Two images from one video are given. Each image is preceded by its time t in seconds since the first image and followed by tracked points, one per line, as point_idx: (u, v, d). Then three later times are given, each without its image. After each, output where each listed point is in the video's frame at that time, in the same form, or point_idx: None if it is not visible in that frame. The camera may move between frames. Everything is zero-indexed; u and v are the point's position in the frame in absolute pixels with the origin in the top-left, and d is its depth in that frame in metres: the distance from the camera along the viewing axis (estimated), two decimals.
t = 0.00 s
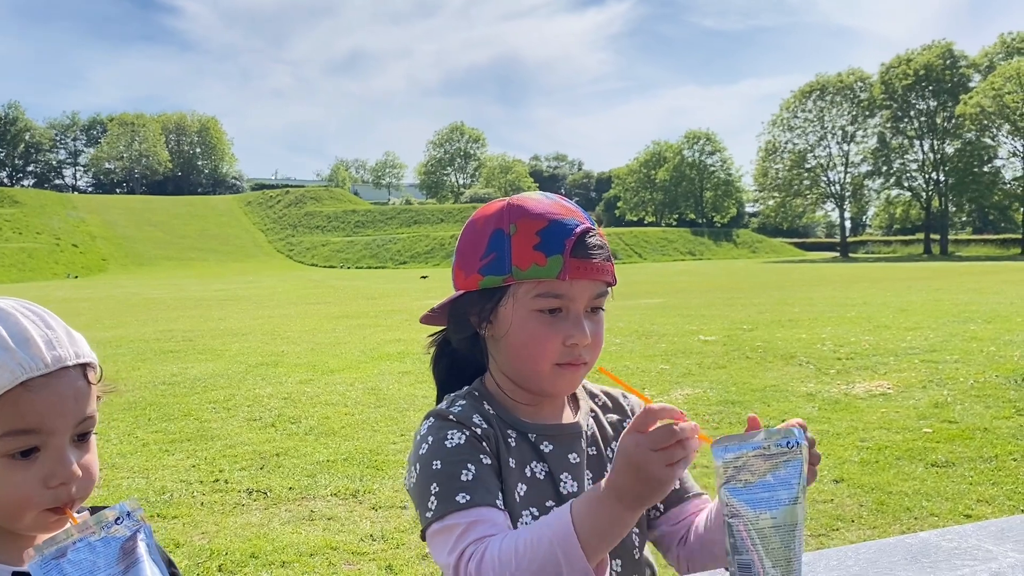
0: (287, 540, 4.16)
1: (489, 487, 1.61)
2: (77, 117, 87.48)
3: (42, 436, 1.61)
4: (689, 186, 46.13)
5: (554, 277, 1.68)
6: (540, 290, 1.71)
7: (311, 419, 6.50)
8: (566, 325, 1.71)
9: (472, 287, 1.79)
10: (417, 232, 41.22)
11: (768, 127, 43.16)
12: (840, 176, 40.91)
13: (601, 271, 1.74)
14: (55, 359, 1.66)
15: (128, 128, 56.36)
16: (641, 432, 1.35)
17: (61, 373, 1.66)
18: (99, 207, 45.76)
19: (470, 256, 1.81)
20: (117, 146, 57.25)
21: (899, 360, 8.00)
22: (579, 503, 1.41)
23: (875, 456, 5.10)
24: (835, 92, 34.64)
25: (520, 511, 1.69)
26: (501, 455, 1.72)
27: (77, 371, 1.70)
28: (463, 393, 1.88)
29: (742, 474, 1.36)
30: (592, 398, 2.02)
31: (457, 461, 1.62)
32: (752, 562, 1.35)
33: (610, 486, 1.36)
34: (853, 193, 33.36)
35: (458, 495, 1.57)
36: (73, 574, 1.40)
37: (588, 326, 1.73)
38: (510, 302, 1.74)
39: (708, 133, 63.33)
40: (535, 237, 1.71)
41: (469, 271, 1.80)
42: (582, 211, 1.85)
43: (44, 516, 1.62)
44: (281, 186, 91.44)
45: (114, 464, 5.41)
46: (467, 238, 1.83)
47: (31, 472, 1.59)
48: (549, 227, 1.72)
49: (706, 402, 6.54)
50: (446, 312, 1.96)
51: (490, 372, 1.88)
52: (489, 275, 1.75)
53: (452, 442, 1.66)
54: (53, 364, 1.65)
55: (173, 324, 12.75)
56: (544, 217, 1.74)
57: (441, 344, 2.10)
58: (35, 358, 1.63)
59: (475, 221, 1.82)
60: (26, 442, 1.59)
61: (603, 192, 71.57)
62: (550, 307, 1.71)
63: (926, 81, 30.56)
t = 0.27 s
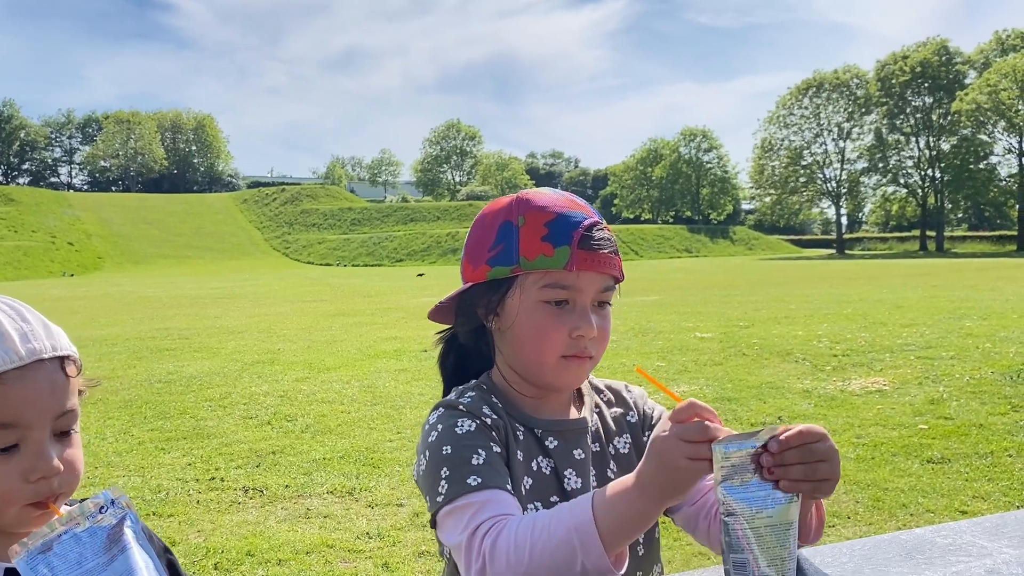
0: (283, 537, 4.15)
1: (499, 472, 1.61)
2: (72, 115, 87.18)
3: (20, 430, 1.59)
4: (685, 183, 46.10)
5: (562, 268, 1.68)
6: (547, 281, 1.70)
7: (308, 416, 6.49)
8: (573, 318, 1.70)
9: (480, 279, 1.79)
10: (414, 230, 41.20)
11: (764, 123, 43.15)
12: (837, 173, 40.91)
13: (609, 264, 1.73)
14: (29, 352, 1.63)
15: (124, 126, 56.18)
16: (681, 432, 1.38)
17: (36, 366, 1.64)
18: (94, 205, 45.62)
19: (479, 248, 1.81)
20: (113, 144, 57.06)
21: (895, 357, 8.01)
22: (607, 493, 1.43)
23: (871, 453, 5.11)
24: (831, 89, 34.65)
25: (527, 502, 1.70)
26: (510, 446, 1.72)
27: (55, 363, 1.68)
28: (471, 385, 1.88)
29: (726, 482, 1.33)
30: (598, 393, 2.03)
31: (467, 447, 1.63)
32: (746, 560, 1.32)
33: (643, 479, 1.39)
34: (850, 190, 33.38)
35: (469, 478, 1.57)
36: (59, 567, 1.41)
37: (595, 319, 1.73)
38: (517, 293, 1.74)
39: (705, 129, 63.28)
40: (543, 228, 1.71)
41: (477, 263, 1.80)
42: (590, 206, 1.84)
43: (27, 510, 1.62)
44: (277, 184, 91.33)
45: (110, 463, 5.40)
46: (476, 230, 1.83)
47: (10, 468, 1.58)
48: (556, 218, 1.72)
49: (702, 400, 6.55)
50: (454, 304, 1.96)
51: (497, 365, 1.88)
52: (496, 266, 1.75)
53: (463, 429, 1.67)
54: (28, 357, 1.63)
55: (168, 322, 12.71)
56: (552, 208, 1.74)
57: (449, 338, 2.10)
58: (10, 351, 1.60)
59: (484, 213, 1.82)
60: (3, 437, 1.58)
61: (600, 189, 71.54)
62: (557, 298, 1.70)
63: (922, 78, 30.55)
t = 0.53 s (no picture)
0: (280, 536, 4.15)
1: (499, 468, 1.60)
2: (68, 113, 86.96)
3: (12, 443, 1.53)
4: (682, 180, 46.13)
5: (577, 272, 1.68)
6: (561, 284, 1.70)
7: (304, 415, 6.48)
8: (583, 321, 1.70)
9: (493, 274, 1.78)
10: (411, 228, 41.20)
11: (760, 120, 43.18)
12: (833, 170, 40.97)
13: (624, 271, 1.73)
14: (25, 365, 1.57)
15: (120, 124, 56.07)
16: (672, 418, 1.39)
17: (32, 380, 1.58)
18: (90, 203, 45.52)
19: (494, 244, 1.80)
20: (109, 142, 56.95)
21: (892, 354, 8.03)
22: (592, 484, 1.43)
23: (867, 449, 5.12)
24: (828, 86, 34.70)
25: (524, 502, 1.70)
26: (510, 445, 1.72)
27: (52, 376, 1.62)
28: (474, 381, 1.89)
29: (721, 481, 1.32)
30: (600, 394, 2.03)
31: (468, 442, 1.62)
32: (739, 557, 1.33)
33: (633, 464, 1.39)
34: (846, 188, 33.46)
35: (467, 473, 1.57)
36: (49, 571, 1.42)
37: (605, 324, 1.73)
38: (529, 294, 1.73)
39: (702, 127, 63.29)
40: (561, 230, 1.70)
41: (492, 258, 1.79)
42: (609, 211, 1.84)
43: (16, 519, 1.57)
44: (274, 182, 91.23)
45: (106, 461, 5.38)
46: (491, 225, 1.82)
47: None
48: (576, 221, 1.71)
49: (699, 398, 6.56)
50: (464, 298, 1.96)
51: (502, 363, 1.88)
52: (510, 263, 1.74)
53: (465, 424, 1.66)
54: (24, 370, 1.56)
55: (165, 320, 12.70)
56: (573, 210, 1.73)
57: (455, 331, 2.10)
58: (6, 362, 1.54)
59: (501, 210, 1.81)
60: None
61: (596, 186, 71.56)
62: (569, 301, 1.70)
63: (918, 75, 30.57)
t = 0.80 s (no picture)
0: (278, 534, 4.15)
1: (497, 453, 1.61)
2: (64, 112, 86.77)
3: (18, 440, 1.52)
4: (679, 178, 46.11)
5: (581, 274, 1.67)
6: (564, 284, 1.69)
7: (302, 413, 6.48)
8: (586, 323, 1.70)
9: (497, 271, 1.78)
10: (408, 225, 41.15)
11: (757, 118, 43.19)
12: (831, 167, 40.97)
13: (628, 275, 1.73)
14: (34, 364, 1.55)
15: (116, 122, 55.93)
16: (694, 383, 1.40)
17: (41, 378, 1.56)
18: (87, 202, 45.42)
19: (497, 242, 1.80)
20: (105, 140, 56.82)
21: (889, 351, 8.04)
22: (597, 436, 1.42)
23: (864, 446, 5.13)
24: (825, 84, 34.70)
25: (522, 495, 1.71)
26: (508, 437, 1.74)
27: (60, 375, 1.60)
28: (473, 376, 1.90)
29: (727, 469, 1.32)
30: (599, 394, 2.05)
31: (468, 427, 1.63)
32: (734, 552, 1.29)
33: (641, 422, 1.39)
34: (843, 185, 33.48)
35: (468, 449, 1.58)
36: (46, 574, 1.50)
37: (606, 327, 1.73)
38: (532, 292, 1.73)
39: (699, 124, 63.25)
40: (567, 231, 1.70)
41: (496, 255, 1.79)
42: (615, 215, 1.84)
43: (18, 517, 1.56)
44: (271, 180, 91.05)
45: (103, 460, 5.38)
46: (496, 221, 1.81)
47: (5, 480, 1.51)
48: (582, 221, 1.71)
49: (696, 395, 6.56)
50: (466, 293, 1.96)
51: (501, 359, 1.89)
52: (514, 262, 1.74)
53: (465, 410, 1.68)
54: (33, 369, 1.55)
55: (162, 319, 12.68)
56: (579, 211, 1.73)
57: (455, 325, 2.10)
58: (15, 360, 1.52)
59: (506, 206, 1.81)
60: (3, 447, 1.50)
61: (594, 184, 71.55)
62: (572, 302, 1.70)
63: (916, 72, 30.56)
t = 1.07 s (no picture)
0: (276, 532, 4.15)
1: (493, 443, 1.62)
2: (63, 111, 86.70)
3: (24, 442, 1.50)
4: (678, 176, 46.12)
5: (579, 275, 1.67)
6: (562, 286, 1.69)
7: (300, 412, 6.47)
8: (582, 325, 1.70)
9: (494, 270, 1.78)
10: (407, 223, 41.15)
11: (756, 116, 43.18)
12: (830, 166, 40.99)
13: (625, 276, 1.72)
14: (41, 364, 1.54)
15: (115, 121, 55.83)
16: (702, 386, 1.39)
17: (47, 380, 1.55)
18: (85, 200, 45.35)
19: (495, 240, 1.79)
20: (104, 139, 56.74)
21: (887, 349, 8.04)
22: (597, 423, 1.42)
23: (862, 444, 5.13)
24: (823, 82, 34.72)
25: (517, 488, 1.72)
26: (504, 433, 1.75)
27: (65, 376, 1.59)
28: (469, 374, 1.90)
29: (723, 467, 1.32)
30: (595, 392, 2.06)
31: (463, 418, 1.64)
32: (727, 548, 1.28)
33: (642, 412, 1.39)
34: (842, 183, 33.51)
35: (464, 437, 1.58)
36: None
37: (602, 328, 1.73)
38: (529, 292, 1.73)
39: (698, 123, 63.25)
40: (565, 232, 1.69)
41: (493, 254, 1.78)
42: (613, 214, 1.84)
43: (18, 518, 1.54)
44: (269, 178, 90.96)
45: (101, 458, 5.37)
46: (494, 220, 1.80)
47: (10, 480, 1.50)
48: (582, 223, 1.71)
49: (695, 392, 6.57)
50: (463, 291, 1.97)
51: (498, 357, 1.89)
52: (512, 262, 1.73)
53: (463, 402, 1.69)
54: (39, 370, 1.53)
55: (160, 317, 12.66)
56: (578, 212, 1.72)
57: (451, 322, 2.10)
58: (22, 361, 1.51)
59: (504, 205, 1.80)
60: (7, 447, 1.49)
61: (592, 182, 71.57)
62: (569, 304, 1.70)
63: (915, 70, 30.55)
